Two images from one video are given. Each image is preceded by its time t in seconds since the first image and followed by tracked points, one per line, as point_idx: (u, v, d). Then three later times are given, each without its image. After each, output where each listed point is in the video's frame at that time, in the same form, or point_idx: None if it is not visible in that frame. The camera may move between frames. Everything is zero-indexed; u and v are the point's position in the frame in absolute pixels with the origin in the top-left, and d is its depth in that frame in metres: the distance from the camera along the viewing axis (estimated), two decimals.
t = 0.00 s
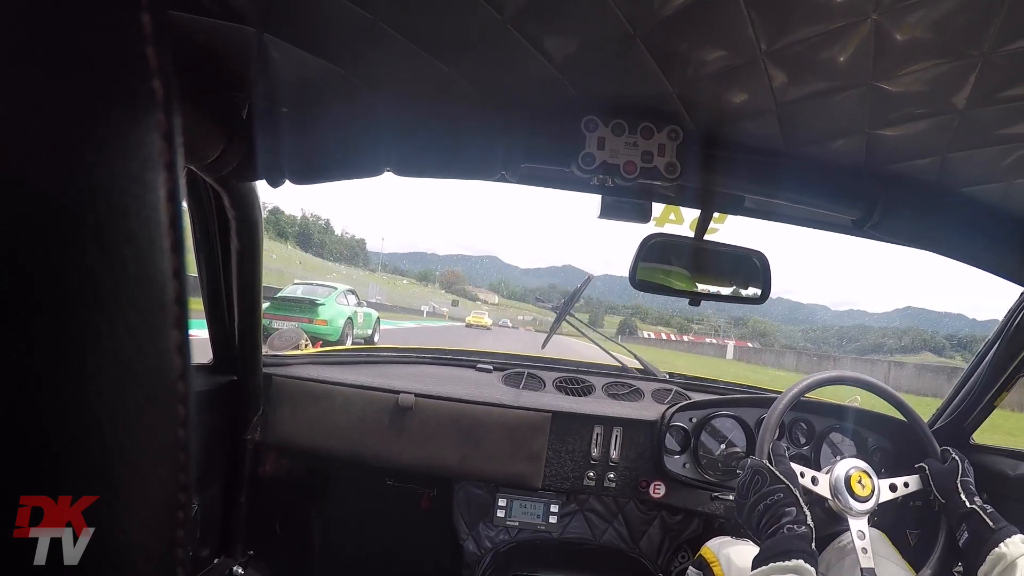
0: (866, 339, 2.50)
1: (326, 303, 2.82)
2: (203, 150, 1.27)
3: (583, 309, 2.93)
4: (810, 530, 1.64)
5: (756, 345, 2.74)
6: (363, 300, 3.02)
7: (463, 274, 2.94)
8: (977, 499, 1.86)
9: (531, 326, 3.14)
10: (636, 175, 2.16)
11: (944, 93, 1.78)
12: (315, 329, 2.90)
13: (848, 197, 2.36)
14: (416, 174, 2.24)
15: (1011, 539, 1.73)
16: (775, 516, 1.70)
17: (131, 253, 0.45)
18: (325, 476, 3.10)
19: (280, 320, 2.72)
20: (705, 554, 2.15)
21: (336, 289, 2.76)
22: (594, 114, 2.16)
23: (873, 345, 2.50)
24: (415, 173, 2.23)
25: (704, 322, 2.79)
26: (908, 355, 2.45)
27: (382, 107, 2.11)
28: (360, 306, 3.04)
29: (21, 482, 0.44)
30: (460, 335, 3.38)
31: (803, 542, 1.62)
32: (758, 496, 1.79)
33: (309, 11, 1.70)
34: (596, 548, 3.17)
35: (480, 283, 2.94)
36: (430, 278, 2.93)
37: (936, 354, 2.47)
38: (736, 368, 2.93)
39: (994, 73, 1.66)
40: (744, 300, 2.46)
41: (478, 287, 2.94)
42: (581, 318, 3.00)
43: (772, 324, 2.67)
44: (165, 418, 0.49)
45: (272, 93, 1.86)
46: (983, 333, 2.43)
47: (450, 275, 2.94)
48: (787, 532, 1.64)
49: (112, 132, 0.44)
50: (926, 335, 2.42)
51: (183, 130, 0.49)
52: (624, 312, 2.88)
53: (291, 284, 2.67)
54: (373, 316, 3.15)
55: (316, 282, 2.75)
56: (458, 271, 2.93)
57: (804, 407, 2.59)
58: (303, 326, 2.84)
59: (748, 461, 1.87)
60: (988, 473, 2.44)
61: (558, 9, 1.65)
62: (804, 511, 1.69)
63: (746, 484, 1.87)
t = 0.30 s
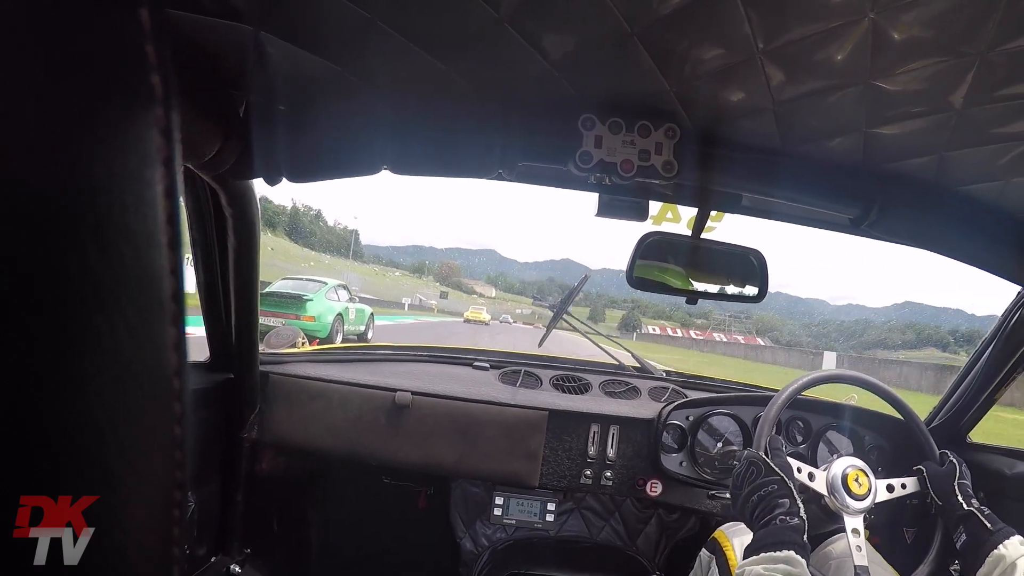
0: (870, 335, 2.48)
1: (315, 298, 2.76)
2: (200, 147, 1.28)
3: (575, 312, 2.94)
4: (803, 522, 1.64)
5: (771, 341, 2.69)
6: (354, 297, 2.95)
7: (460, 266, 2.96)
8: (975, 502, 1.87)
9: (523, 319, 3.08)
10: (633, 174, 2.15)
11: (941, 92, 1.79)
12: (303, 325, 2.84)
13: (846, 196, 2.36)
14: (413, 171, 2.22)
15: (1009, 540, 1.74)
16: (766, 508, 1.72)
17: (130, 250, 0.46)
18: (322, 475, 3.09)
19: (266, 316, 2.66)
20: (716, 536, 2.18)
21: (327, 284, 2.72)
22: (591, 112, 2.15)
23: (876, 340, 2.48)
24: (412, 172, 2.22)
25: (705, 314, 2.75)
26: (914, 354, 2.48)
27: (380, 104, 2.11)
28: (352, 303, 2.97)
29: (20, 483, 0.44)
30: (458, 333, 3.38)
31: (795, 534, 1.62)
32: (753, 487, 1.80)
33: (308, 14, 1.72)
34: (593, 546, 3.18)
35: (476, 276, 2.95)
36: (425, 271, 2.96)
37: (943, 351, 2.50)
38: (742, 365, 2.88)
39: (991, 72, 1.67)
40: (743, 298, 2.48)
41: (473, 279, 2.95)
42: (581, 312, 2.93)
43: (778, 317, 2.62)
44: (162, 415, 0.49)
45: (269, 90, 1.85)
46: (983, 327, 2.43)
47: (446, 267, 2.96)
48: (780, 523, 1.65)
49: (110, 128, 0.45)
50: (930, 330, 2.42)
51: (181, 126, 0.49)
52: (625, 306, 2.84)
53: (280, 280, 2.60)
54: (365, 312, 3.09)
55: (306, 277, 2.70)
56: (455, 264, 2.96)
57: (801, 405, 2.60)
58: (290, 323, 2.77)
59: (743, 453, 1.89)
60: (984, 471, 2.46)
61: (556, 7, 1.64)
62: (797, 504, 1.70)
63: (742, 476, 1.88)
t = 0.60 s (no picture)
0: (872, 331, 2.47)
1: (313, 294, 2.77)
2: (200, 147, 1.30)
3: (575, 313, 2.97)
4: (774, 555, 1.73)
5: (781, 338, 2.67)
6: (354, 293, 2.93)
7: (455, 259, 2.87)
8: (972, 488, 1.88)
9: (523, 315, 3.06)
10: (633, 173, 2.15)
11: (941, 91, 1.79)
12: (302, 321, 2.87)
13: (846, 195, 2.37)
14: (413, 171, 2.21)
15: (1010, 524, 1.79)
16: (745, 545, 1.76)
17: (129, 248, 0.46)
18: (321, 473, 3.09)
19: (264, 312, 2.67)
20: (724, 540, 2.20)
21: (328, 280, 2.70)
22: (591, 111, 2.15)
23: (878, 337, 2.48)
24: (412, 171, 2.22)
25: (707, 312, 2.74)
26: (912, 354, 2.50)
27: (380, 103, 2.11)
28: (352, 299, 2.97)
29: (20, 483, 0.44)
30: (457, 332, 3.38)
31: (765, 567, 1.71)
32: (731, 511, 1.88)
33: (309, 15, 1.72)
34: (592, 544, 3.18)
35: (473, 270, 2.89)
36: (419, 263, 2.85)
37: (948, 347, 2.50)
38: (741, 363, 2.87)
39: (991, 71, 1.67)
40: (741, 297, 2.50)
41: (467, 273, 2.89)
42: (581, 307, 2.95)
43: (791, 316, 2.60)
44: (161, 415, 0.49)
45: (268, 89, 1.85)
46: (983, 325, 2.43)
47: (440, 259, 2.86)
48: (751, 555, 1.74)
49: (108, 128, 0.44)
50: (934, 326, 2.42)
51: (183, 125, 0.49)
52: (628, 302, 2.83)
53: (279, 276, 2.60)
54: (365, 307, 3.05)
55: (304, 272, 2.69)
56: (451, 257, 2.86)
57: (800, 404, 2.61)
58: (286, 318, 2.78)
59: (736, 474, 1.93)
60: (983, 470, 2.47)
61: (555, 7, 1.64)
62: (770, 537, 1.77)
63: (727, 495, 1.94)
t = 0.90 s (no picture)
0: (878, 324, 2.47)
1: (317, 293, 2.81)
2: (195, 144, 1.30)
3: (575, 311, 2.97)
4: None
5: (795, 334, 2.63)
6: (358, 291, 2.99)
7: (452, 253, 2.86)
8: (973, 501, 1.89)
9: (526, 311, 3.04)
10: (630, 171, 2.14)
11: (939, 89, 1.79)
12: (306, 321, 2.89)
13: (845, 193, 2.37)
14: (411, 169, 2.19)
15: (1010, 539, 1.80)
16: None
17: (125, 245, 0.45)
18: (319, 472, 3.09)
19: (268, 310, 2.71)
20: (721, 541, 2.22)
21: (331, 278, 2.79)
22: (589, 109, 2.15)
23: (882, 331, 2.47)
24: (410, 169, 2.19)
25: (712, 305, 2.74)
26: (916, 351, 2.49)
27: (378, 103, 2.10)
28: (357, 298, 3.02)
29: (18, 483, 0.44)
30: (456, 330, 3.38)
31: None
32: None
33: (307, 15, 1.73)
34: (591, 542, 3.19)
35: (471, 264, 2.86)
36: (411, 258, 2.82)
37: (953, 342, 2.50)
38: (743, 362, 2.86)
39: (990, 68, 1.66)
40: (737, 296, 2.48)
41: (467, 267, 2.86)
42: (581, 302, 2.92)
43: (802, 308, 2.58)
44: (158, 413, 0.49)
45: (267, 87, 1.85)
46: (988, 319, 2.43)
47: (435, 253, 2.85)
48: None
49: (105, 125, 0.44)
50: (939, 321, 2.44)
51: (178, 123, 0.49)
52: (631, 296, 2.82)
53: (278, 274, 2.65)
54: (370, 306, 3.11)
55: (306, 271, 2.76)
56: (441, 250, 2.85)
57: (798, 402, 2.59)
58: (292, 318, 2.83)
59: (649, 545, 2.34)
60: (981, 468, 2.48)
61: (553, 4, 1.64)
62: None
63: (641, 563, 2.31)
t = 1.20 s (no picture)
0: (878, 317, 2.46)
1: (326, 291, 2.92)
2: (196, 143, 1.30)
3: (577, 308, 2.97)
4: None
5: (806, 329, 2.61)
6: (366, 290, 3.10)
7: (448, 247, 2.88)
8: (973, 498, 1.89)
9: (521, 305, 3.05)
10: (631, 169, 2.13)
11: (940, 87, 1.78)
12: (316, 319, 2.98)
13: (847, 191, 2.36)
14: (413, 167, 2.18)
15: (1010, 534, 1.79)
16: None
17: (125, 245, 0.45)
18: (320, 470, 3.09)
19: (278, 308, 2.79)
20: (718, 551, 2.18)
21: (339, 276, 2.89)
22: (589, 107, 2.15)
23: (887, 325, 2.47)
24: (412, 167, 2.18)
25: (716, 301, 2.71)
26: (925, 342, 2.48)
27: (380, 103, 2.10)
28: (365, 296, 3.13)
29: (18, 483, 0.44)
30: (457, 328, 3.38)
31: None
32: None
33: (309, 14, 1.73)
34: (592, 540, 3.19)
35: (468, 258, 2.91)
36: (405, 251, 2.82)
37: (959, 335, 2.49)
38: (743, 357, 2.90)
39: (991, 66, 1.66)
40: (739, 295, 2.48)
41: (464, 260, 2.91)
42: (584, 297, 2.90)
43: (807, 302, 2.55)
44: (158, 413, 0.49)
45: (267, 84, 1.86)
46: (993, 313, 2.42)
47: (430, 246, 2.86)
48: None
49: (105, 125, 0.44)
50: (944, 315, 2.42)
51: (180, 122, 0.49)
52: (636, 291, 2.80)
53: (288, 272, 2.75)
54: (378, 306, 3.24)
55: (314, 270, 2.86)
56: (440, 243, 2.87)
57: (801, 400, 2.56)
58: (301, 315, 2.89)
59: None
60: (982, 466, 2.49)
61: (554, 3, 1.63)
62: None
63: None
